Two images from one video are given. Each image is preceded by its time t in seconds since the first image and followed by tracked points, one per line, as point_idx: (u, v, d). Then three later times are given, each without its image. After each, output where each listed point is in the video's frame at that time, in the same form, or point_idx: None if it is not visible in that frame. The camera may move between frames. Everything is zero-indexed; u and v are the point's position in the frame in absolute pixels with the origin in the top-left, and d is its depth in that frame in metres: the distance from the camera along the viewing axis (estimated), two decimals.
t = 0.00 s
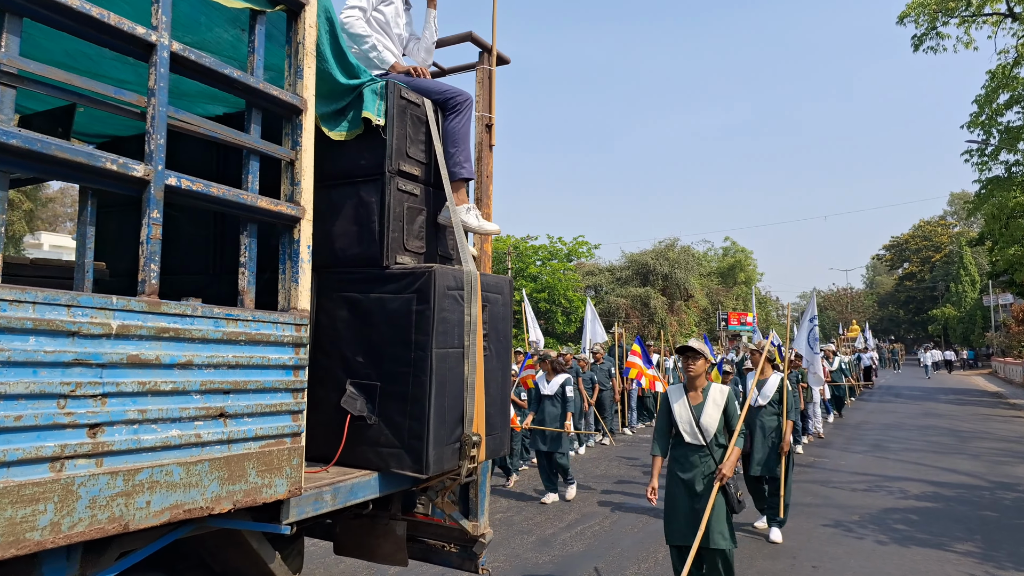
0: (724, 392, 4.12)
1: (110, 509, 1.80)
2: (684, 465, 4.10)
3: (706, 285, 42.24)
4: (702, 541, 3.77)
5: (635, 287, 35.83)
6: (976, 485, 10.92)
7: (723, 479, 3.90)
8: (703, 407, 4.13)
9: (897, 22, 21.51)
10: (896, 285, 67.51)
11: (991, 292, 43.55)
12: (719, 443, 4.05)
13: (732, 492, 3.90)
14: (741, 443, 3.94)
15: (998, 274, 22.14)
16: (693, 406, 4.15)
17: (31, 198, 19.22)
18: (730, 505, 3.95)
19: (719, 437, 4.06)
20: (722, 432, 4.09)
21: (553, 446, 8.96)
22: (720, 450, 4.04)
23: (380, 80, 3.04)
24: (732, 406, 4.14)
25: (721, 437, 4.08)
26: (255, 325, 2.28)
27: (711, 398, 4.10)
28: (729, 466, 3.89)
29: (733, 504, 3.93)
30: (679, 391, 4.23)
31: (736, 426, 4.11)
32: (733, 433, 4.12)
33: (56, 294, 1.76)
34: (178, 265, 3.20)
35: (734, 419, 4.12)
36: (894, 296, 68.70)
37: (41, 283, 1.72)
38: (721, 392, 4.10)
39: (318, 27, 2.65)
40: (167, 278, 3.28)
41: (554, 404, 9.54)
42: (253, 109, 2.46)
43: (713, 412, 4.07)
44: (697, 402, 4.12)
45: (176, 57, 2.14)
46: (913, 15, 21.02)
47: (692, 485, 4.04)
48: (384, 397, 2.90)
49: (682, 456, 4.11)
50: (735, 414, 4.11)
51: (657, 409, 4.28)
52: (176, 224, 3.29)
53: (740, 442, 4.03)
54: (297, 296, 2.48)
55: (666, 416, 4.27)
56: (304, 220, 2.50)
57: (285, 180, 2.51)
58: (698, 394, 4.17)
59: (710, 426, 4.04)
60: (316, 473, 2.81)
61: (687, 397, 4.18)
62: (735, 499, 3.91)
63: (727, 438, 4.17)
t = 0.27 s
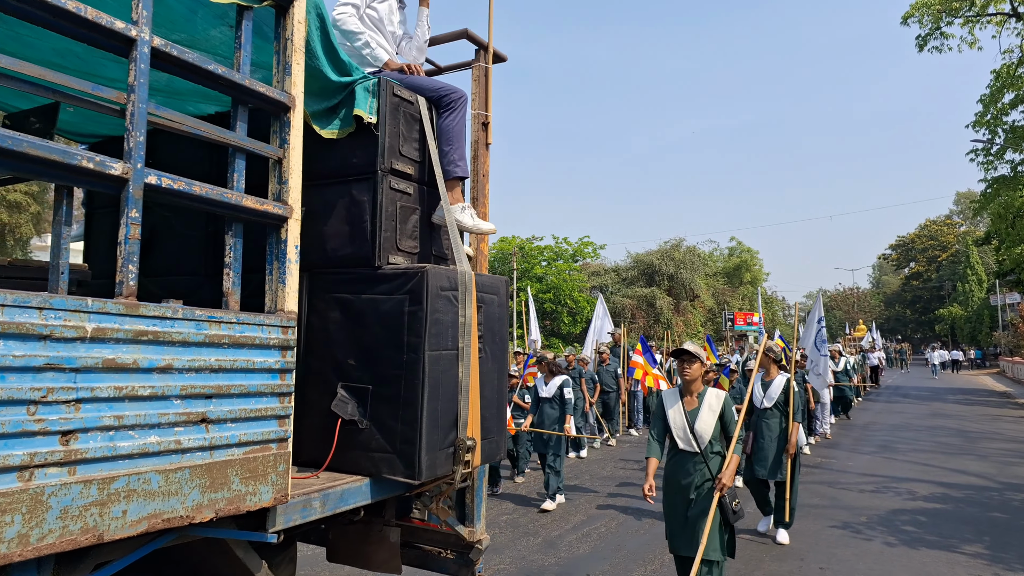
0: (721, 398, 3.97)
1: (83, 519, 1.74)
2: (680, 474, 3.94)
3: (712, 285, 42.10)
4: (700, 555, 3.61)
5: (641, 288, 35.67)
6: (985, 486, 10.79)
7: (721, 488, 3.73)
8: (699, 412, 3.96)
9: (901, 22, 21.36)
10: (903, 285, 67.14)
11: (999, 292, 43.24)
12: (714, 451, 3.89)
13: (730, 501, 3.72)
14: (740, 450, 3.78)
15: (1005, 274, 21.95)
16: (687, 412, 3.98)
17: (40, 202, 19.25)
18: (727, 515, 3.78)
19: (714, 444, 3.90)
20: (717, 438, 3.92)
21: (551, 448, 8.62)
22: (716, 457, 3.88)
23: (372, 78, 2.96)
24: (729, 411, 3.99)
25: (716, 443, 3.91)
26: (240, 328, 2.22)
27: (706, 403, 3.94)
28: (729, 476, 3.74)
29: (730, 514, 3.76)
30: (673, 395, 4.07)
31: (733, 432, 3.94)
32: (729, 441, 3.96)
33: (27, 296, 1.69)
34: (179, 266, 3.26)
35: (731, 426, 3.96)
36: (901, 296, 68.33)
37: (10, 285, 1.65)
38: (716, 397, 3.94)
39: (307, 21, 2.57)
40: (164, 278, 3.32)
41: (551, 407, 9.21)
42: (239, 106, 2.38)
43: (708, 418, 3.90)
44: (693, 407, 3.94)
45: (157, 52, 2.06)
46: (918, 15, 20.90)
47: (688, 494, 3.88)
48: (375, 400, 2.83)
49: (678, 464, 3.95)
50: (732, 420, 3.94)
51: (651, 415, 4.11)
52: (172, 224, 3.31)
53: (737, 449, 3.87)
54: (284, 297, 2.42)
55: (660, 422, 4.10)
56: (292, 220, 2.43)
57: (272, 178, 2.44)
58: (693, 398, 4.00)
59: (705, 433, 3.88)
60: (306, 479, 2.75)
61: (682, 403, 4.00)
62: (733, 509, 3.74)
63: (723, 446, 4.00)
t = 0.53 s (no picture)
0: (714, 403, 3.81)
1: (27, 529, 1.63)
2: (669, 480, 3.80)
3: (714, 287, 41.92)
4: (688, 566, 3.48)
5: (644, 289, 35.51)
6: (989, 489, 10.65)
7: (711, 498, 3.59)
8: (691, 417, 3.80)
9: (904, 25, 21.22)
10: (907, 287, 66.85)
11: (1004, 294, 43.00)
12: (705, 458, 3.75)
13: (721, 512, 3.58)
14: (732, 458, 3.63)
15: (1009, 276, 21.78)
16: (678, 417, 3.83)
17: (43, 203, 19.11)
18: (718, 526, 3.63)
19: (706, 451, 3.75)
20: (709, 445, 3.78)
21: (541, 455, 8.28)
22: (707, 465, 3.73)
23: (354, 70, 2.86)
24: (722, 417, 3.83)
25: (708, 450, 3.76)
26: (206, 327, 2.11)
27: (699, 409, 3.79)
28: (719, 485, 3.61)
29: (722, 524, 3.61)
30: (665, 399, 3.92)
31: (726, 440, 3.80)
32: (722, 447, 3.80)
33: None
34: (162, 266, 3.21)
35: (725, 433, 3.80)
36: (905, 299, 68.05)
37: None
38: (710, 402, 3.79)
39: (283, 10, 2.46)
40: (146, 277, 3.26)
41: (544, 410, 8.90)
42: (210, 95, 2.27)
43: (700, 424, 3.76)
44: (684, 412, 3.79)
45: (119, 37, 1.93)
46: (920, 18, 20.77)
47: (677, 502, 3.75)
48: (355, 403, 2.72)
49: (667, 470, 3.81)
50: (725, 428, 3.80)
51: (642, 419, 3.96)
52: (153, 223, 3.25)
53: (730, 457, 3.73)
54: (257, 296, 2.31)
55: (651, 427, 3.96)
56: (265, 215, 2.33)
57: (245, 172, 2.34)
58: (685, 403, 3.85)
59: (696, 440, 3.73)
60: (282, 485, 2.65)
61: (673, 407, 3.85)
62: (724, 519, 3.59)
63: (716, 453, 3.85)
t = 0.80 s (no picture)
0: (703, 407, 3.65)
1: None
2: (657, 488, 3.66)
3: (715, 288, 41.91)
4: None
5: (644, 290, 35.39)
6: (989, 489, 10.53)
7: (698, 506, 3.44)
8: (678, 422, 3.65)
9: (905, 25, 21.12)
10: (907, 288, 66.77)
11: (1004, 294, 42.89)
12: (695, 465, 3.61)
13: (709, 520, 3.43)
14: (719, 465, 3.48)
15: (1009, 277, 21.68)
16: (667, 422, 3.68)
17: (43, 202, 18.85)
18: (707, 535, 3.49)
19: (696, 457, 3.61)
20: (700, 451, 3.63)
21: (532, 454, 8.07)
22: (697, 471, 3.59)
23: (331, 61, 2.75)
24: (713, 421, 3.67)
25: (699, 456, 3.61)
26: (167, 327, 2.01)
27: (688, 414, 3.64)
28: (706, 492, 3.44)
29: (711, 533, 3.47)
30: (653, 402, 3.76)
31: (717, 444, 3.65)
32: (712, 452, 3.64)
33: None
34: (136, 264, 3.09)
35: (715, 438, 3.64)
36: (905, 300, 67.98)
37: None
38: (699, 407, 3.64)
39: None
40: (117, 276, 3.14)
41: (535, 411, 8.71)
42: (173, 83, 2.17)
43: (690, 430, 3.60)
44: (672, 417, 3.64)
45: (71, 19, 1.83)
46: (921, 19, 20.69)
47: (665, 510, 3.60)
48: (332, 405, 2.62)
49: (656, 478, 3.66)
50: (716, 432, 3.65)
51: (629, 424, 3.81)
52: (127, 220, 3.13)
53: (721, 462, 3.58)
54: (223, 294, 2.21)
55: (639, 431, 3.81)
56: (232, 209, 2.23)
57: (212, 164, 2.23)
58: (674, 407, 3.70)
59: (686, 446, 3.59)
60: (254, 492, 2.55)
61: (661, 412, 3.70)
62: (712, 528, 3.45)
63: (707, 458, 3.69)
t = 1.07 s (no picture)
0: (687, 412, 3.41)
1: None
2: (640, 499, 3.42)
3: (717, 287, 41.81)
4: None
5: (645, 290, 35.28)
6: (992, 488, 10.41)
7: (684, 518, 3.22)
8: (662, 429, 3.41)
9: (907, 23, 20.98)
10: (909, 287, 66.61)
11: (1006, 292, 42.69)
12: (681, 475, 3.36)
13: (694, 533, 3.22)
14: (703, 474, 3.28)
15: (1012, 275, 21.53)
16: (649, 430, 3.42)
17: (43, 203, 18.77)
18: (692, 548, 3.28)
19: (681, 467, 3.35)
20: (686, 460, 3.38)
21: (524, 457, 7.88)
22: (682, 482, 3.35)
23: (305, 51, 2.64)
24: (698, 427, 3.43)
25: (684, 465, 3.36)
26: (121, 329, 1.90)
27: (672, 420, 3.39)
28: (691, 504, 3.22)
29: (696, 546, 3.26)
30: (633, 409, 3.51)
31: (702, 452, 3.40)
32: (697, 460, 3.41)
33: None
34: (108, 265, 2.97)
35: (701, 444, 3.41)
36: (907, 298, 67.79)
37: None
38: (683, 412, 3.40)
39: None
40: (89, 276, 3.02)
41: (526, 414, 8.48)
42: (131, 72, 2.05)
43: (674, 438, 3.35)
44: (654, 424, 3.40)
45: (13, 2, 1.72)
46: (923, 16, 20.55)
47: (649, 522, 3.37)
48: (306, 411, 2.50)
49: (638, 490, 3.40)
50: (702, 439, 3.40)
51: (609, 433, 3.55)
52: (103, 220, 3.00)
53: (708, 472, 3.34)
54: (185, 294, 2.10)
55: (619, 441, 3.55)
56: (194, 205, 2.12)
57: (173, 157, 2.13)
58: (656, 414, 3.45)
59: (670, 455, 3.33)
60: (224, 501, 2.44)
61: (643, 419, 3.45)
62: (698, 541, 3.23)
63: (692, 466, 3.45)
